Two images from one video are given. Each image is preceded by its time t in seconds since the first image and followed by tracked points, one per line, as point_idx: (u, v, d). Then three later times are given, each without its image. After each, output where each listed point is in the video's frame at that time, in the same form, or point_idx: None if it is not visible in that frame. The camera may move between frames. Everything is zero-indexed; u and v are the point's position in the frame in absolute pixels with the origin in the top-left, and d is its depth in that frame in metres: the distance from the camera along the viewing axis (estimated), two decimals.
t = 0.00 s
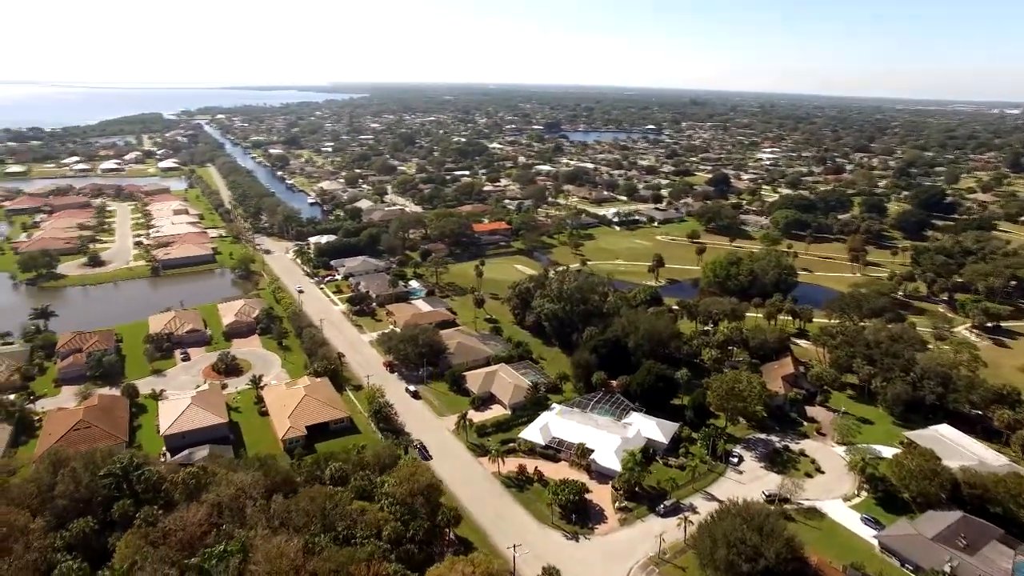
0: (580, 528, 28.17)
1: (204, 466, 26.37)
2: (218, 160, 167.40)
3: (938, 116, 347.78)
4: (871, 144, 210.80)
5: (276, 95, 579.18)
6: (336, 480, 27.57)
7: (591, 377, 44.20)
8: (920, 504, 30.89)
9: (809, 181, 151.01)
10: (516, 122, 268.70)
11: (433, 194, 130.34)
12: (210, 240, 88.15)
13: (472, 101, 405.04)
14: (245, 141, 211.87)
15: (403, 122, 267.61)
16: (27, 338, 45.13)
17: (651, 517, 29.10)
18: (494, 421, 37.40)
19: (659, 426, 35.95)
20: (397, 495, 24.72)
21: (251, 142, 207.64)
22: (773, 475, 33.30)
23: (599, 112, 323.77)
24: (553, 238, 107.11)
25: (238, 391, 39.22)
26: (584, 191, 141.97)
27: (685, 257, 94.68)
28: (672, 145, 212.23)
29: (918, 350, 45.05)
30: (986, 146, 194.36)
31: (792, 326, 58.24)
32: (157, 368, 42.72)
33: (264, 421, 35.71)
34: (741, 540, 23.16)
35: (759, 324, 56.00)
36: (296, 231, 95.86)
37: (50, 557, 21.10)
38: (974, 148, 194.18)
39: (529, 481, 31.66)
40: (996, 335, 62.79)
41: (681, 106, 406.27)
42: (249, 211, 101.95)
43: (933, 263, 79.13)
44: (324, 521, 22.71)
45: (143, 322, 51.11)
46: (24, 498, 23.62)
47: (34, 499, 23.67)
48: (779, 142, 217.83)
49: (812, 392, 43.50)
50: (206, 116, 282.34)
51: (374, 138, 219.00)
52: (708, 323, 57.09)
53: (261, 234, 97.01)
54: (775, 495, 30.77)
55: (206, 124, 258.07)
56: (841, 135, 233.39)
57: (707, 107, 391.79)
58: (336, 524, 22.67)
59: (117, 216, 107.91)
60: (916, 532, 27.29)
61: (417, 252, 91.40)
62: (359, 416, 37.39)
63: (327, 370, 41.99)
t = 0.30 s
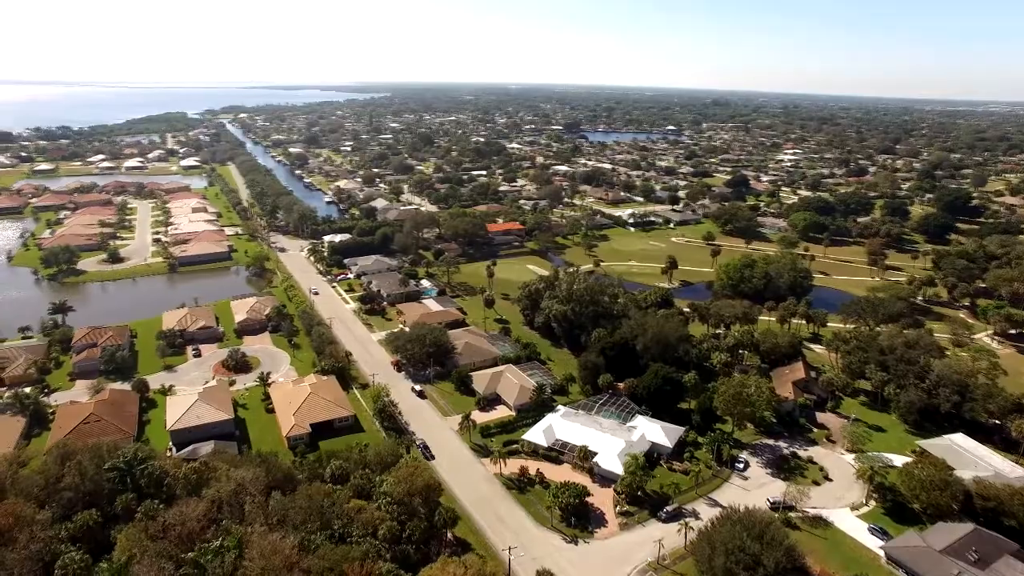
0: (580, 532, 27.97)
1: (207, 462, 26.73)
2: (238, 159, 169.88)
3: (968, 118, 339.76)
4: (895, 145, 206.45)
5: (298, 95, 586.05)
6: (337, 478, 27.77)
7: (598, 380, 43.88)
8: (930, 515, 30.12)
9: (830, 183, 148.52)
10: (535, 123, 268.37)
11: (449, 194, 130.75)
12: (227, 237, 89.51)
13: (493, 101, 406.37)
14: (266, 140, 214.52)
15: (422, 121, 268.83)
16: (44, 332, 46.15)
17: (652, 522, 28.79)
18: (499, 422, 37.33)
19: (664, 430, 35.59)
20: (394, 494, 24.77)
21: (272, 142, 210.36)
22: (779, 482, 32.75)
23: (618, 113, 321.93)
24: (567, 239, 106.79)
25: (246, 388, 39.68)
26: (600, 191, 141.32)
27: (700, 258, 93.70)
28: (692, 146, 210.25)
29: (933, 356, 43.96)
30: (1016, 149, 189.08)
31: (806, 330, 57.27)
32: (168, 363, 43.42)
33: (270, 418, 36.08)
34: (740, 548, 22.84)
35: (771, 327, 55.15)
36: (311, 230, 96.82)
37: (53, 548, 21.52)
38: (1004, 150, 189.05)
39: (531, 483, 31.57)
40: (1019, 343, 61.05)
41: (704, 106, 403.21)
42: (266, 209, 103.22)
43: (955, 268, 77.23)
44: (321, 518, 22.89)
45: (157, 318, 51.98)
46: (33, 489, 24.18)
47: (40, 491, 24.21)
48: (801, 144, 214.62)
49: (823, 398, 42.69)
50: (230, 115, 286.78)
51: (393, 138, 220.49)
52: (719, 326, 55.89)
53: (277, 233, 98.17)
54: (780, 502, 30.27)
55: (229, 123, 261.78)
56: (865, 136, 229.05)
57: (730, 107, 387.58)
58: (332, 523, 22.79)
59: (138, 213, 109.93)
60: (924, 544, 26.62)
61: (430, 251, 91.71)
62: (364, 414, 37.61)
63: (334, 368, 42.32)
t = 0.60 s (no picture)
0: (578, 535, 27.79)
1: (208, 458, 27.01)
2: (256, 158, 171.94)
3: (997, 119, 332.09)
4: (918, 147, 202.52)
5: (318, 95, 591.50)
6: (336, 476, 27.90)
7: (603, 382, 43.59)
8: (938, 526, 29.39)
9: (849, 185, 146.13)
10: (552, 123, 267.90)
11: (463, 194, 130.99)
12: (241, 236, 90.61)
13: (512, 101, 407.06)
14: (284, 139, 216.74)
15: (440, 121, 269.78)
16: (59, 328, 47.01)
17: (651, 527, 28.52)
18: (501, 423, 37.24)
19: (667, 434, 35.22)
20: (390, 494, 24.78)
21: (290, 141, 212.64)
22: (783, 489, 32.24)
23: (636, 113, 320.01)
24: (579, 240, 106.39)
25: (252, 385, 40.08)
26: (614, 192, 140.65)
27: (713, 260, 92.73)
28: (710, 147, 208.22)
29: (948, 362, 42.91)
30: None
31: (818, 334, 56.35)
32: (178, 359, 44.02)
33: (274, 416, 36.38)
34: (737, 555, 22.48)
35: (782, 331, 54.34)
36: (324, 229, 97.58)
37: (54, 540, 21.85)
38: None
39: (531, 485, 31.44)
40: None
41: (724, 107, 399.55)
42: (281, 208, 104.35)
43: (976, 272, 75.38)
44: (317, 516, 22.99)
45: (169, 314, 52.74)
46: (37, 481, 24.58)
47: (44, 483, 24.60)
48: (821, 145, 211.46)
49: (832, 404, 41.93)
50: (250, 114, 290.39)
51: (410, 137, 221.66)
52: (729, 328, 54.60)
53: (291, 232, 99.16)
54: (783, 509, 29.77)
55: (249, 123, 264.97)
56: (888, 138, 224.87)
57: (751, 108, 383.49)
58: (328, 521, 22.89)
59: (156, 211, 111.73)
60: (931, 555, 25.99)
61: (441, 251, 91.94)
62: (368, 413, 37.79)
63: (340, 366, 42.60)
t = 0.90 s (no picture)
0: (576, 538, 27.64)
1: (210, 454, 27.34)
2: (274, 157, 173.97)
3: None
4: (944, 149, 198.05)
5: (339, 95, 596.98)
6: (335, 474, 28.06)
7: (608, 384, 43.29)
8: (947, 538, 28.65)
9: (870, 188, 143.44)
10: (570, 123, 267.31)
11: (477, 194, 131.13)
12: (256, 234, 91.70)
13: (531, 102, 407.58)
14: (304, 139, 218.81)
15: (457, 121, 270.47)
16: (74, 323, 47.96)
17: (651, 532, 28.26)
18: (504, 425, 37.16)
19: (671, 437, 34.86)
20: (387, 493, 24.85)
21: (309, 140, 214.82)
22: (788, 496, 31.72)
23: (656, 115, 317.62)
24: (592, 241, 105.88)
25: (259, 383, 40.51)
26: (630, 193, 139.78)
27: (728, 262, 91.63)
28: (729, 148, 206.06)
29: (963, 370, 41.81)
30: None
31: (831, 339, 55.36)
32: (187, 356, 44.64)
33: (279, 413, 36.69)
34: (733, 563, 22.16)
35: (794, 336, 53.49)
36: (338, 228, 98.32)
37: (57, 532, 22.22)
38: None
39: (531, 486, 31.33)
40: None
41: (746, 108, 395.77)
42: (296, 207, 105.41)
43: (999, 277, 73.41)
44: (313, 514, 23.12)
45: (181, 311, 53.49)
46: (43, 473, 25.06)
47: (49, 475, 25.07)
48: (843, 147, 208.05)
49: (842, 410, 41.17)
50: (271, 113, 293.92)
51: (427, 137, 222.67)
52: (739, 331, 54.27)
53: (305, 230, 100.09)
54: (786, 517, 29.29)
55: (269, 122, 268.06)
56: (913, 140, 220.46)
57: (774, 109, 379.16)
58: (324, 519, 23.02)
59: (175, 209, 113.49)
60: (937, 567, 25.40)
61: (454, 251, 92.12)
62: (372, 412, 38.01)
63: (346, 365, 42.87)
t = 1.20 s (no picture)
0: (575, 541, 27.47)
1: (212, 450, 27.70)
2: (293, 156, 175.90)
3: None
4: (971, 150, 193.38)
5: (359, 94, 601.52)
6: (335, 471, 28.29)
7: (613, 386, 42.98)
8: (956, 549, 27.88)
9: (893, 190, 140.51)
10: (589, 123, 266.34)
11: (492, 194, 131.20)
12: (271, 232, 92.83)
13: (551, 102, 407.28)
14: (322, 138, 220.81)
15: (476, 121, 270.83)
16: (90, 318, 48.96)
17: (650, 536, 28.01)
18: (508, 426, 37.10)
19: (675, 440, 34.47)
20: (384, 492, 24.90)
21: (328, 139, 216.89)
22: (793, 503, 31.21)
23: (676, 115, 314.84)
24: (606, 242, 105.25)
25: (266, 380, 40.94)
26: (646, 194, 138.80)
27: (743, 264, 90.43)
28: (749, 149, 203.47)
29: (980, 377, 40.67)
30: None
31: (845, 343, 54.29)
32: (198, 352, 45.28)
33: (285, 410, 37.06)
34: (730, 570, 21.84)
35: (806, 339, 52.56)
36: (352, 226, 99.00)
37: (61, 524, 22.65)
38: None
39: (532, 488, 31.22)
40: None
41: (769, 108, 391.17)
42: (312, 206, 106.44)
43: None
44: (309, 511, 23.29)
45: (194, 307, 54.33)
46: (50, 464, 25.54)
47: (57, 466, 25.52)
48: (866, 148, 204.23)
49: (853, 416, 40.37)
50: (292, 113, 297.13)
51: (445, 137, 223.39)
52: (750, 334, 53.46)
53: (320, 229, 100.97)
54: (791, 525, 28.81)
55: (289, 121, 270.98)
56: (940, 141, 215.40)
57: (798, 110, 373.90)
58: (320, 516, 23.18)
59: (193, 207, 115.26)
60: None
61: (466, 250, 92.24)
62: (377, 409, 38.25)
63: (353, 363, 43.23)
